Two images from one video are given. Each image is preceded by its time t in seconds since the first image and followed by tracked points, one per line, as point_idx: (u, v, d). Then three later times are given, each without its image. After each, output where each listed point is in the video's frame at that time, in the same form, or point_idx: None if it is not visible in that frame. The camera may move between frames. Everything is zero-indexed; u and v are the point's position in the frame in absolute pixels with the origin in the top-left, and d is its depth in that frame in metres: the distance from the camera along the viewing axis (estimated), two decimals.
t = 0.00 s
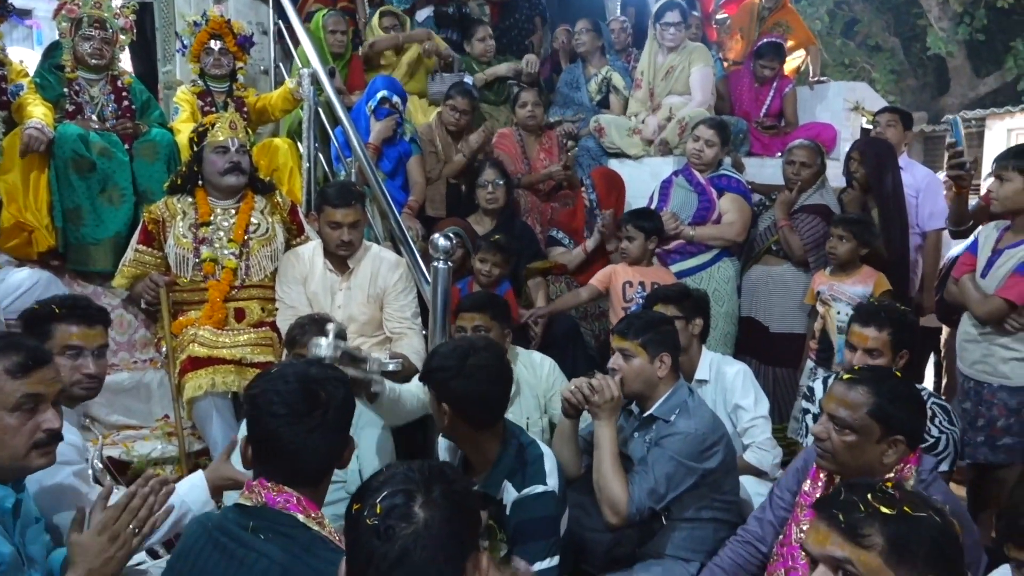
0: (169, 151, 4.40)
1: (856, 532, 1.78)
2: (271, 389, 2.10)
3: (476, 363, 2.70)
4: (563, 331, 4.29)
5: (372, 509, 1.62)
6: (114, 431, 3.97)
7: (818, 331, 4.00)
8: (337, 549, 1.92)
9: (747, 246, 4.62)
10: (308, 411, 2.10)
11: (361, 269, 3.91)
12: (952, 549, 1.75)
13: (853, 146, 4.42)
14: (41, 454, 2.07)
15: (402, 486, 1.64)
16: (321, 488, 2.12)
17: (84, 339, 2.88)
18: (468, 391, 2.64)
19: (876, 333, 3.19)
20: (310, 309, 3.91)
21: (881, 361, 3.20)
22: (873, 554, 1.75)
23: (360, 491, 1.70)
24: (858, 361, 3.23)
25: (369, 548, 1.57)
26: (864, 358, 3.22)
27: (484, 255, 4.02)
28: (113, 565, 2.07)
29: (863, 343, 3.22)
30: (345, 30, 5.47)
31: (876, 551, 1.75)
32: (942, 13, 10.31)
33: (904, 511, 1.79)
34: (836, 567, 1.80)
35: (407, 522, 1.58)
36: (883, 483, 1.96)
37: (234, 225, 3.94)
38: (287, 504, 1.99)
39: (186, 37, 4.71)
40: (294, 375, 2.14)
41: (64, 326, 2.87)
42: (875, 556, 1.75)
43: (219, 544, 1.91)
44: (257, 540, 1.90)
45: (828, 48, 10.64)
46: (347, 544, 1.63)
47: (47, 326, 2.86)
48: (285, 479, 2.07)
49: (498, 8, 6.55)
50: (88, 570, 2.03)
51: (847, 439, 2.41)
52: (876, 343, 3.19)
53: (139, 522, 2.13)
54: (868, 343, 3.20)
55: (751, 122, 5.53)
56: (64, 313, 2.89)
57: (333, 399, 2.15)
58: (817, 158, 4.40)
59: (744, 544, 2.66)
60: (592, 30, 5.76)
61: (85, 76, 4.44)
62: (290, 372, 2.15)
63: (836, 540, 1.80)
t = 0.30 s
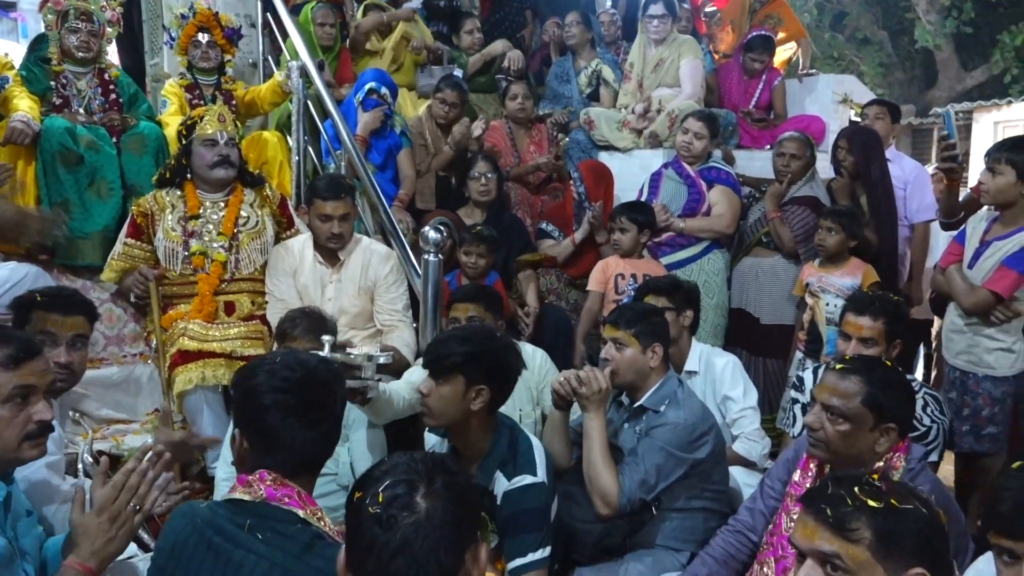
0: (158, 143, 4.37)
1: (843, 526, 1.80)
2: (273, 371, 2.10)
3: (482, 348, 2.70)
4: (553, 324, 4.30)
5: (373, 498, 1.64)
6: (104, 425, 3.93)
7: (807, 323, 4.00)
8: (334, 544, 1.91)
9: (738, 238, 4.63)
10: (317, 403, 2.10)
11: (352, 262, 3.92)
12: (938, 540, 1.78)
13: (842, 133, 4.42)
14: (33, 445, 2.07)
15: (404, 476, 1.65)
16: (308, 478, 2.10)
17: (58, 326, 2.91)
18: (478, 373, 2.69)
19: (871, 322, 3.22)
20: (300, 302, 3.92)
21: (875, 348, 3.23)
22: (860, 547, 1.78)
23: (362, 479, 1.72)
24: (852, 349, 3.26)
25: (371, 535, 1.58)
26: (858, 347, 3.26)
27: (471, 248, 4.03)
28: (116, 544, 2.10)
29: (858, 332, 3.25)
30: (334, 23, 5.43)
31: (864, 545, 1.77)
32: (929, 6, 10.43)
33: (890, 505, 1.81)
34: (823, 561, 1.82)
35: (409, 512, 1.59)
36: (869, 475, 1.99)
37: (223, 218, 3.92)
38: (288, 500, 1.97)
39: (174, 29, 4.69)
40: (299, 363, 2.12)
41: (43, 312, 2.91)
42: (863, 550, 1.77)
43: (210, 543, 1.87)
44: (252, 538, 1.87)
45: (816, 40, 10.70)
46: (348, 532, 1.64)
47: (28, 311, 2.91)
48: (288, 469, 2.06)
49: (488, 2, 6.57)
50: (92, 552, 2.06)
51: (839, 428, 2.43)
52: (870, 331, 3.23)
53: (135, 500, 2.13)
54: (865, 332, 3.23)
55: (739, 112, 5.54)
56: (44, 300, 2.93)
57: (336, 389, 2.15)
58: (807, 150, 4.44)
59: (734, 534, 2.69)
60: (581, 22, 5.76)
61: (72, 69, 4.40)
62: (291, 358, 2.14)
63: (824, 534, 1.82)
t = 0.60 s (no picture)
0: (149, 128, 4.34)
1: (835, 499, 1.81)
2: (252, 358, 2.02)
3: (483, 328, 2.75)
4: (547, 307, 4.32)
5: (366, 479, 1.61)
6: (98, 411, 3.93)
7: (802, 305, 4.05)
8: (323, 525, 1.88)
9: (732, 221, 4.67)
10: (291, 380, 2.02)
11: (346, 246, 3.94)
12: (929, 512, 1.80)
13: (836, 111, 4.42)
14: None
15: (395, 456, 1.63)
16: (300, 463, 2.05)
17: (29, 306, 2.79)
18: (482, 352, 2.74)
19: (854, 306, 3.24)
20: (294, 286, 3.94)
21: (860, 333, 3.25)
22: (852, 520, 1.79)
23: (353, 461, 1.68)
24: (837, 334, 3.27)
25: (363, 517, 1.56)
26: (843, 332, 3.26)
27: (465, 231, 4.03)
28: (110, 546, 2.13)
29: (841, 317, 3.26)
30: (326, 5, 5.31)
31: (856, 517, 1.79)
32: None
33: (883, 478, 1.83)
34: (816, 534, 1.83)
35: (402, 492, 1.58)
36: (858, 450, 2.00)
37: (216, 203, 3.91)
38: (268, 480, 1.92)
39: (166, 14, 4.68)
40: (276, 345, 2.05)
41: (22, 294, 2.81)
42: (855, 522, 1.79)
43: (196, 529, 1.85)
44: (237, 522, 1.84)
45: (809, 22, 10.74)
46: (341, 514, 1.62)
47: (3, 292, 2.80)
48: (271, 457, 1.99)
49: None
50: (83, 549, 2.09)
51: (835, 405, 2.46)
52: (852, 316, 3.24)
53: (136, 509, 2.17)
54: (847, 317, 3.25)
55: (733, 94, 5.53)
56: (16, 282, 2.83)
57: (315, 369, 2.06)
58: (801, 132, 4.46)
59: (729, 512, 2.70)
60: (574, 5, 5.75)
61: (60, 53, 4.36)
62: (272, 341, 2.06)
63: (817, 507, 1.83)
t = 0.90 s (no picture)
0: (142, 109, 4.33)
1: (831, 480, 1.82)
2: (227, 338, 1.96)
3: (480, 306, 2.78)
4: (544, 288, 4.32)
5: (368, 456, 1.61)
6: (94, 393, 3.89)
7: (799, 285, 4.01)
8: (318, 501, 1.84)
9: (727, 202, 4.67)
10: (265, 359, 1.95)
11: (342, 228, 3.94)
12: (923, 491, 1.81)
13: (834, 92, 4.40)
14: None
15: (397, 435, 1.62)
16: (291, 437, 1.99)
17: (33, 291, 2.73)
18: (478, 330, 2.76)
19: (836, 282, 3.25)
20: (289, 268, 3.94)
21: (843, 308, 3.26)
22: (847, 500, 1.79)
23: (354, 439, 1.68)
24: (821, 312, 3.28)
25: (365, 495, 1.56)
26: (826, 309, 3.28)
27: (462, 212, 4.03)
28: (87, 516, 2.16)
29: (825, 293, 3.27)
30: None
31: (851, 498, 1.79)
32: None
33: (878, 458, 1.84)
34: (811, 514, 1.84)
35: (404, 470, 1.58)
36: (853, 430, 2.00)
37: (210, 184, 3.88)
38: (254, 455, 1.90)
39: None
40: (251, 324, 1.99)
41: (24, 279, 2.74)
42: (850, 503, 1.79)
43: (184, 505, 1.81)
44: (225, 498, 1.81)
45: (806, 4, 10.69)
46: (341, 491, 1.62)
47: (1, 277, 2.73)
48: (257, 435, 1.94)
49: None
50: (56, 518, 2.13)
51: (835, 386, 2.47)
52: (836, 292, 3.25)
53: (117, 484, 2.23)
54: (830, 292, 3.26)
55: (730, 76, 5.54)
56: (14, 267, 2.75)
57: (292, 346, 1.99)
58: (797, 113, 4.45)
59: (722, 483, 2.73)
60: None
61: (52, 33, 4.33)
62: (246, 320, 2.00)
63: (812, 489, 1.84)
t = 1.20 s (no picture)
0: (133, 93, 4.29)
1: (825, 448, 1.76)
2: (223, 325, 1.93)
3: (472, 283, 2.78)
4: (540, 269, 4.32)
5: (359, 434, 1.52)
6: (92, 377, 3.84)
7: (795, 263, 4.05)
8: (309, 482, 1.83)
9: (721, 181, 4.65)
10: (262, 346, 1.92)
11: (336, 211, 3.93)
12: (917, 461, 1.76)
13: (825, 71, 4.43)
14: None
15: (387, 411, 1.53)
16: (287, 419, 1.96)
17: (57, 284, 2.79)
18: (470, 307, 2.77)
19: (829, 263, 3.26)
20: (285, 251, 3.92)
21: (836, 288, 3.27)
22: (842, 468, 1.74)
23: (345, 415, 1.59)
24: (813, 292, 3.29)
25: (356, 472, 1.48)
26: (819, 289, 3.29)
27: (459, 194, 4.02)
28: (61, 489, 2.02)
29: (817, 274, 3.29)
30: None
31: (846, 466, 1.74)
32: None
33: (871, 427, 1.78)
34: (808, 484, 1.77)
35: (395, 446, 1.49)
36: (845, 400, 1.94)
37: (204, 167, 3.87)
38: (252, 437, 1.87)
39: None
40: (247, 311, 1.95)
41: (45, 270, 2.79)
42: (846, 471, 1.74)
43: (182, 486, 1.81)
44: (222, 478, 1.80)
45: None
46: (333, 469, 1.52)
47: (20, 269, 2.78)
48: (253, 418, 1.92)
49: None
50: (31, 492, 1.99)
51: (826, 362, 2.48)
52: (829, 273, 3.26)
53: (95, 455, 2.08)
54: (822, 274, 3.27)
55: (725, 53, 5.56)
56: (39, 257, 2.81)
57: (288, 332, 1.96)
58: (792, 91, 4.41)
59: (703, 418, 2.75)
60: None
61: (41, 16, 4.30)
62: (243, 307, 1.96)
63: (807, 457, 1.77)
